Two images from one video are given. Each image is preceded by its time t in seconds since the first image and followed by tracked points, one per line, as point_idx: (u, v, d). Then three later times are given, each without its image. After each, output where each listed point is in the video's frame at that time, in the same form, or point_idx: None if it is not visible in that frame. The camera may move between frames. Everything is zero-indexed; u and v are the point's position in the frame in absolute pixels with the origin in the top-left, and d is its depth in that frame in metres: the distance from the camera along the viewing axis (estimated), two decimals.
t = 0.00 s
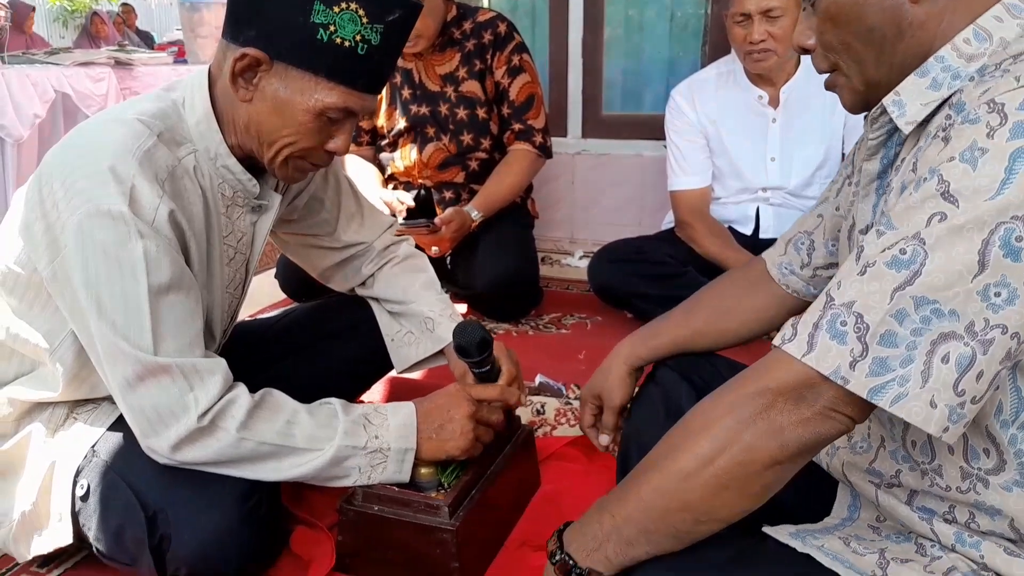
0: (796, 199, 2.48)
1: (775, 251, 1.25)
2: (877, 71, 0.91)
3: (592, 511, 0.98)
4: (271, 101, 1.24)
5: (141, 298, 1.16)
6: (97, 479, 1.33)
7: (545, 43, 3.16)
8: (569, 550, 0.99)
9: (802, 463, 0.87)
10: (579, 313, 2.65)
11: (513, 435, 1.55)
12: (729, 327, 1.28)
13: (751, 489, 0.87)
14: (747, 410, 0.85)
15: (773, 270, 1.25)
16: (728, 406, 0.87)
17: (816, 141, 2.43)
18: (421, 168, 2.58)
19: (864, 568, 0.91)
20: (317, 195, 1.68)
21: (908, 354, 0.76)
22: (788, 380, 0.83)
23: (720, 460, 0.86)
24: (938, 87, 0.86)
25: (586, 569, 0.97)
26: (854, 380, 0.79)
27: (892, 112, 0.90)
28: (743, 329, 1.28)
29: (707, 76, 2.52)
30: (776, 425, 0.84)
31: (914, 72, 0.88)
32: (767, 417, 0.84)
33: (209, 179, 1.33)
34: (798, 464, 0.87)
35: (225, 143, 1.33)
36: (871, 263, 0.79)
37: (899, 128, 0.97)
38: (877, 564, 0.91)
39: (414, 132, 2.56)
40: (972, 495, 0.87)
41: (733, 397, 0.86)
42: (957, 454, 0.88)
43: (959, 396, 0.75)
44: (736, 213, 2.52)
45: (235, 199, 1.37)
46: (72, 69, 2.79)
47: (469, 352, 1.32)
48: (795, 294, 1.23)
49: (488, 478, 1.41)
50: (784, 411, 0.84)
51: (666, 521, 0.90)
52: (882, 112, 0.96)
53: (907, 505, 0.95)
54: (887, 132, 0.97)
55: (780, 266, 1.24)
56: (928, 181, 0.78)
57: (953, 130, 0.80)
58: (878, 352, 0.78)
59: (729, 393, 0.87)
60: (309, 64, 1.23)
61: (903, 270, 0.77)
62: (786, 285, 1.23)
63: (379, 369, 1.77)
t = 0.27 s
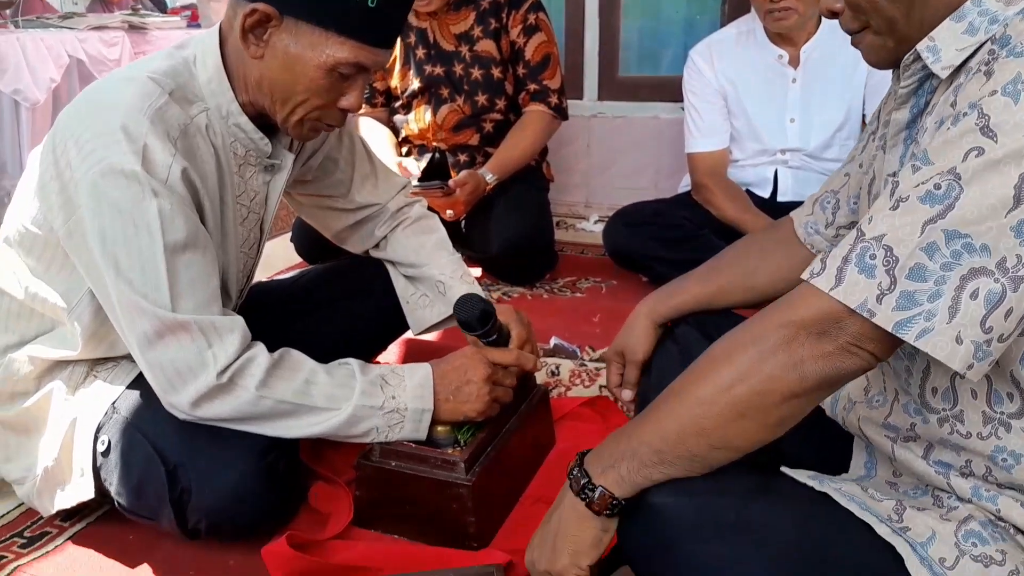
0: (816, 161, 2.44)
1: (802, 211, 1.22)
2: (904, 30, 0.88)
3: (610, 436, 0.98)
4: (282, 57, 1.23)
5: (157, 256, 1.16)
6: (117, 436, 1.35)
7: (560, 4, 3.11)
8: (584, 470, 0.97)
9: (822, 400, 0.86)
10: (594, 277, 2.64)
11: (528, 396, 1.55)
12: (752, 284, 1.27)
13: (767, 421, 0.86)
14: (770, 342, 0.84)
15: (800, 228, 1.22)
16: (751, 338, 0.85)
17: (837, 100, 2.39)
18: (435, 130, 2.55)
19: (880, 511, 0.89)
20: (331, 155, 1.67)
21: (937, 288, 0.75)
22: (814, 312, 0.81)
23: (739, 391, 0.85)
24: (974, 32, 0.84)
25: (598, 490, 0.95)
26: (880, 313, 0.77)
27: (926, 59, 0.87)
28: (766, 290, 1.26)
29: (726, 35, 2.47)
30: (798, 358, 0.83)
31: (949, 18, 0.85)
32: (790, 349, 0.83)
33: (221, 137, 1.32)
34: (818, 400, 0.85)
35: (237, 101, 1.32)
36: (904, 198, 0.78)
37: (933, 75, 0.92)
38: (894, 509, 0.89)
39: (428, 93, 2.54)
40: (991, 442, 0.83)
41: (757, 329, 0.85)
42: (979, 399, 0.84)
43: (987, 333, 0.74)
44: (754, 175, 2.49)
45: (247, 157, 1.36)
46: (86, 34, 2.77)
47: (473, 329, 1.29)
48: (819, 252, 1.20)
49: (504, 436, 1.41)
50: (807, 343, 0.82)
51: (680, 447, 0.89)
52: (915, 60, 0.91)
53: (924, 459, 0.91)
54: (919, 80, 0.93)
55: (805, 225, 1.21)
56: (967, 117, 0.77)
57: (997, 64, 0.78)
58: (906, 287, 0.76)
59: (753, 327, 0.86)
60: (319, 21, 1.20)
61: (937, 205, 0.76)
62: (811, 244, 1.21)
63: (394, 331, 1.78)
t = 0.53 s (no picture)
0: (809, 128, 2.44)
1: (797, 174, 1.22)
2: None
3: (609, 424, 0.96)
4: (270, 18, 1.20)
5: (149, 220, 1.15)
6: (111, 401, 1.35)
7: None
8: (582, 459, 0.95)
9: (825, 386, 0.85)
10: (588, 245, 2.64)
11: (522, 361, 1.55)
12: (747, 249, 1.27)
13: (771, 410, 0.85)
14: (774, 330, 0.82)
15: (795, 192, 1.22)
16: (755, 327, 0.84)
17: (832, 68, 2.37)
18: (428, 96, 2.52)
19: (871, 481, 0.89)
20: (323, 118, 1.65)
21: (945, 277, 0.73)
22: (820, 303, 0.79)
23: (743, 381, 0.84)
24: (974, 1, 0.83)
25: (604, 487, 0.93)
26: (888, 303, 0.76)
27: (925, 29, 0.86)
28: (760, 253, 1.26)
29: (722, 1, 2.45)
30: (803, 347, 0.81)
31: None
32: (794, 339, 0.81)
33: (211, 100, 1.30)
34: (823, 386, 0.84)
35: (225, 63, 1.30)
36: (910, 183, 0.76)
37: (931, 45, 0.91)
38: (885, 478, 0.89)
39: (421, 57, 2.50)
40: (983, 416, 0.84)
41: (761, 318, 0.83)
42: (970, 373, 0.84)
43: (994, 319, 0.73)
44: (748, 143, 2.49)
45: (238, 120, 1.35)
46: None
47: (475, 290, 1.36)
48: (815, 217, 1.20)
49: (498, 401, 1.42)
50: (812, 332, 0.81)
51: (684, 438, 0.88)
52: (912, 29, 0.91)
53: (917, 427, 0.92)
54: (917, 50, 0.92)
55: (801, 189, 1.21)
56: (972, 98, 0.75)
57: (1003, 40, 0.76)
58: (915, 275, 0.74)
59: (756, 315, 0.84)
60: None
61: (944, 189, 0.74)
62: (807, 208, 1.21)
63: (388, 297, 1.78)
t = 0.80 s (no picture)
0: (816, 124, 2.43)
1: (803, 168, 1.21)
2: None
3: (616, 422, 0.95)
4: (273, 13, 1.19)
5: (155, 216, 1.15)
6: (117, 398, 1.35)
7: None
8: (586, 458, 0.95)
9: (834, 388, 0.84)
10: (593, 242, 2.63)
11: (528, 359, 1.55)
12: (752, 245, 1.26)
13: (778, 412, 0.84)
14: (780, 332, 0.81)
15: (802, 186, 1.21)
16: (761, 328, 0.83)
17: (839, 63, 2.36)
18: (433, 91, 2.51)
19: (879, 482, 0.88)
20: (329, 113, 1.64)
21: (956, 280, 0.73)
22: (827, 305, 0.78)
23: (749, 383, 0.83)
24: None
25: (610, 488, 0.93)
26: (898, 307, 0.74)
27: (937, 29, 0.84)
28: (768, 249, 1.26)
29: None
30: (809, 350, 0.80)
31: None
32: (801, 341, 0.80)
33: (213, 96, 1.30)
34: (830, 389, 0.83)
35: (228, 57, 1.28)
36: (922, 183, 0.75)
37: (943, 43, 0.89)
38: (893, 479, 0.88)
39: (425, 52, 2.50)
40: (993, 419, 0.83)
41: (767, 320, 0.82)
42: (980, 376, 0.83)
43: (1006, 323, 0.72)
44: (754, 139, 2.46)
45: (242, 115, 1.34)
46: None
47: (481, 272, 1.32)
48: (822, 212, 1.20)
49: (504, 398, 1.42)
50: (819, 334, 0.80)
51: (690, 439, 0.87)
52: (924, 27, 0.89)
53: (926, 429, 0.91)
54: (930, 48, 0.90)
55: (808, 184, 1.20)
56: (985, 97, 0.74)
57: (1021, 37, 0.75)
58: (925, 278, 0.73)
59: (763, 316, 0.83)
60: None
61: (956, 190, 0.73)
62: (814, 203, 1.20)
63: (393, 293, 1.77)
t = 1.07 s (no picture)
0: (819, 118, 2.41)
1: (814, 163, 1.19)
2: None
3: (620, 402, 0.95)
4: None
5: (150, 211, 1.15)
6: (117, 393, 1.34)
7: None
8: (590, 440, 0.95)
9: (836, 365, 0.82)
10: (595, 236, 2.62)
11: (529, 354, 1.54)
12: (757, 242, 1.26)
13: (779, 389, 0.83)
14: (780, 308, 0.80)
15: (812, 181, 1.19)
16: (760, 306, 0.82)
17: (843, 57, 2.34)
18: (435, 85, 2.50)
19: (880, 476, 0.87)
20: (323, 108, 1.64)
21: (954, 258, 0.72)
22: (826, 280, 0.78)
23: (749, 360, 0.81)
24: None
25: (602, 462, 0.93)
26: (894, 284, 0.74)
27: (948, 17, 0.84)
28: (771, 241, 1.25)
29: None
30: (809, 327, 0.79)
31: None
32: (801, 318, 0.79)
33: (214, 89, 1.29)
34: (832, 367, 0.82)
35: (229, 49, 1.27)
36: (922, 163, 0.74)
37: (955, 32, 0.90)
38: (895, 473, 0.87)
39: (426, 47, 2.49)
40: (996, 411, 0.82)
41: (768, 295, 0.81)
42: (982, 367, 0.82)
43: (1003, 302, 0.71)
44: (756, 133, 2.47)
45: (241, 108, 1.33)
46: None
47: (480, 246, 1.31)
48: (833, 207, 1.18)
49: (505, 393, 1.41)
50: (819, 310, 0.79)
51: (688, 416, 0.86)
52: (935, 15, 0.90)
53: (929, 419, 0.90)
54: (941, 37, 0.91)
55: (819, 179, 1.18)
56: (988, 78, 0.72)
57: None
58: (922, 256, 0.73)
59: (764, 293, 0.82)
60: None
61: (956, 168, 0.72)
62: (825, 198, 1.18)
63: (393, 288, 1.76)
